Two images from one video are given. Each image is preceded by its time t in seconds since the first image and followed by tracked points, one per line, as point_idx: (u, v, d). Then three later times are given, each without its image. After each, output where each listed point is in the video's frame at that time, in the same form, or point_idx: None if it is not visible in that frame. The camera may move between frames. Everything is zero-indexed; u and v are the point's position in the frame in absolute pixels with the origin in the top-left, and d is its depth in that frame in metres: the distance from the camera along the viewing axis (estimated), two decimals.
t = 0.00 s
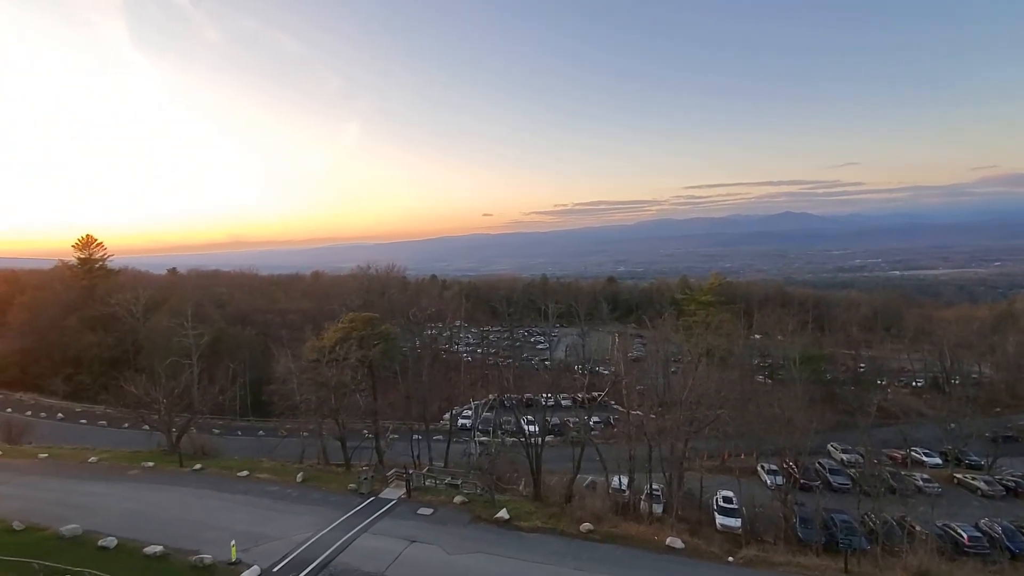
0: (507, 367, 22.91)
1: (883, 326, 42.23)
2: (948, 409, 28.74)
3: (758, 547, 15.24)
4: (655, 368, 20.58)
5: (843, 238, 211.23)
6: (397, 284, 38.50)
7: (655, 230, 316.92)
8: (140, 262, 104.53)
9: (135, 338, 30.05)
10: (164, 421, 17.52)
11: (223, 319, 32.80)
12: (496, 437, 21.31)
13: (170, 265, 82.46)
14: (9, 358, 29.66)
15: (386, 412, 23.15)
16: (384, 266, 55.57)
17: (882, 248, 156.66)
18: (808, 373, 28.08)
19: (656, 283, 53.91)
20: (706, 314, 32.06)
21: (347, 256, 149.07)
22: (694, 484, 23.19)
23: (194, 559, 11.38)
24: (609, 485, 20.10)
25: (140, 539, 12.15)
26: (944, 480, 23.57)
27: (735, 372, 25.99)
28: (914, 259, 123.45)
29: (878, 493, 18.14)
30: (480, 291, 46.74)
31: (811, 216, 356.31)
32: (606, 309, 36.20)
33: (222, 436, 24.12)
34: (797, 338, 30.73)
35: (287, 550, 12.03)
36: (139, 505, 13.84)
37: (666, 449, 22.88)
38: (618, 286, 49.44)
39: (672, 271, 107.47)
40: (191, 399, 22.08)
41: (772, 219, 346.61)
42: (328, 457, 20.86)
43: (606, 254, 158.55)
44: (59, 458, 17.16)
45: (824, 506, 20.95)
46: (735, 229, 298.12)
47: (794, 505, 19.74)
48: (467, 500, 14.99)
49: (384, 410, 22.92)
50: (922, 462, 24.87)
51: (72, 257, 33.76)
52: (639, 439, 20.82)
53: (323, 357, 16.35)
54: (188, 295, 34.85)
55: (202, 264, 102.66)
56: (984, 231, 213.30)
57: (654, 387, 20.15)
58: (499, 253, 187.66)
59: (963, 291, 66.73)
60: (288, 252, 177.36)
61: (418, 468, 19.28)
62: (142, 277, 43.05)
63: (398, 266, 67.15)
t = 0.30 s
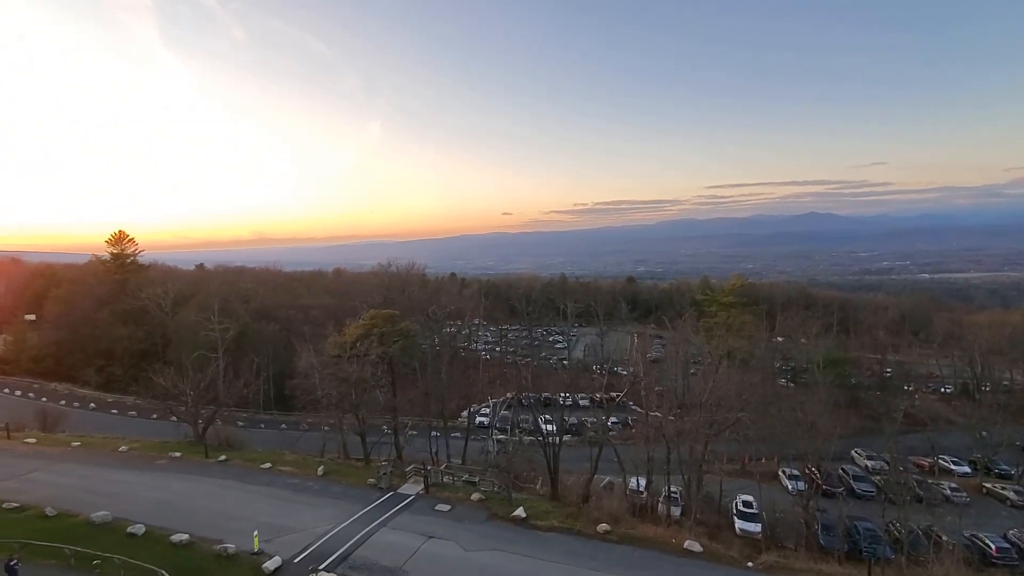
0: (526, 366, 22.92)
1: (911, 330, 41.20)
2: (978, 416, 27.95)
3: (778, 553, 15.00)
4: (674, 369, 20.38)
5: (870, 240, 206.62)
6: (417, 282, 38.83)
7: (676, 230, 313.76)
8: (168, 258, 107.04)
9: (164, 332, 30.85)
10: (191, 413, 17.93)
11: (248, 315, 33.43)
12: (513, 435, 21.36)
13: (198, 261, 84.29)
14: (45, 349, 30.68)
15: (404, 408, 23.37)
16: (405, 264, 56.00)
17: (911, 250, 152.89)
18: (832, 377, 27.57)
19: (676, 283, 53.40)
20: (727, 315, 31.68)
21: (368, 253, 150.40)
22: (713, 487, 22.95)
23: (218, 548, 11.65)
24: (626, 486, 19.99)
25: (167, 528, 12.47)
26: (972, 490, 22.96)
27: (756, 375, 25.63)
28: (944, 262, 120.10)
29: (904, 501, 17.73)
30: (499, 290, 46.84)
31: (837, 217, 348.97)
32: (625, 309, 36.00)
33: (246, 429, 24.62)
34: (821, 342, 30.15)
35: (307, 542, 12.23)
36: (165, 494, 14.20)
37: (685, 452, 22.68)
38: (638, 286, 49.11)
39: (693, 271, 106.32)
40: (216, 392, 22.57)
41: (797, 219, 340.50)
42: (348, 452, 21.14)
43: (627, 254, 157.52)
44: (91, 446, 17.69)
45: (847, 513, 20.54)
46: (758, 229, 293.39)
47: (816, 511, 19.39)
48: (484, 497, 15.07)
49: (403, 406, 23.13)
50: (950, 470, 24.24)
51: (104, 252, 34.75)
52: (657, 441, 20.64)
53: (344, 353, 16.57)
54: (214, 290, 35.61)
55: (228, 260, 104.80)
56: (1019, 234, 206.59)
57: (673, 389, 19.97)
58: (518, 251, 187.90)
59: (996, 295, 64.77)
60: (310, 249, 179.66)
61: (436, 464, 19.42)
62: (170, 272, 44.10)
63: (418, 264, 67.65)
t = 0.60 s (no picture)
0: (536, 365, 22.94)
1: (929, 333, 40.55)
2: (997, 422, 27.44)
3: (790, 557, 14.86)
4: (686, 370, 20.25)
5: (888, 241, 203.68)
6: (429, 280, 39.00)
7: (690, 230, 311.69)
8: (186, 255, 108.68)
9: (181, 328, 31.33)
10: (207, 408, 18.19)
11: (263, 311, 33.83)
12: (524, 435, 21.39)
13: (214, 258, 85.34)
14: (67, 343, 31.31)
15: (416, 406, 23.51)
16: (417, 262, 56.29)
17: (930, 252, 150.54)
18: (847, 380, 27.23)
19: (689, 284, 53.07)
20: (740, 316, 31.44)
21: (381, 252, 151.40)
22: (725, 490, 22.79)
23: (232, 542, 11.81)
24: (637, 487, 19.91)
25: (182, 520, 12.67)
26: (991, 496, 22.56)
27: (770, 377, 25.40)
28: (964, 264, 117.98)
29: (920, 507, 17.47)
30: (511, 289, 46.88)
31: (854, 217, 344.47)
32: (637, 309, 35.86)
33: (260, 424, 24.95)
34: (836, 344, 29.77)
35: (319, 537, 12.36)
36: (181, 488, 14.43)
37: (697, 453, 22.52)
38: (650, 286, 48.88)
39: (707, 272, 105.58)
40: (231, 387, 22.87)
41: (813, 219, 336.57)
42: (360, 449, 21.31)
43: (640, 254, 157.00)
44: (110, 439, 18.04)
45: (861, 518, 20.28)
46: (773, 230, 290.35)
47: (830, 515, 19.17)
48: (494, 496, 15.11)
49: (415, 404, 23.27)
50: (968, 476, 23.83)
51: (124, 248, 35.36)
52: (669, 441, 20.52)
53: (357, 351, 16.69)
54: (230, 287, 36.07)
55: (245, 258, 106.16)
56: None
57: (685, 390, 19.84)
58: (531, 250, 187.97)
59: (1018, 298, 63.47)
60: (324, 247, 181.41)
61: (447, 462, 19.50)
62: (188, 268, 44.81)
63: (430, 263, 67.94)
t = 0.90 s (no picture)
0: (546, 365, 22.90)
1: (945, 336, 39.98)
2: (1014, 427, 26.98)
3: (801, 561, 14.71)
4: (697, 372, 20.11)
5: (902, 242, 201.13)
6: (440, 280, 39.13)
7: (701, 231, 309.62)
8: (200, 253, 110.05)
9: (195, 325, 31.69)
10: (219, 405, 18.38)
11: (275, 310, 34.14)
12: (533, 435, 21.40)
13: (227, 257, 86.13)
14: (84, 340, 31.81)
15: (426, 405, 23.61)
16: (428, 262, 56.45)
17: (945, 254, 148.44)
18: (860, 383, 26.95)
19: (700, 285, 52.71)
20: (751, 318, 31.21)
21: (391, 251, 151.91)
22: (736, 493, 22.65)
23: (244, 538, 11.93)
24: (646, 489, 19.83)
25: (195, 516, 12.83)
26: (1007, 502, 22.22)
27: (781, 379, 25.18)
28: (980, 266, 116.23)
29: (934, 512, 17.23)
30: (521, 289, 46.89)
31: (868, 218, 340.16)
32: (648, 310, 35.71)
33: (271, 422, 25.19)
34: (849, 346, 29.45)
35: (329, 535, 12.44)
36: (194, 483, 14.61)
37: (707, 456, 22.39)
38: (661, 287, 48.65)
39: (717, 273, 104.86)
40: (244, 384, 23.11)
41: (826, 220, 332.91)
42: (370, 447, 21.45)
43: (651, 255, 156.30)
44: (125, 435, 18.30)
45: (874, 523, 20.05)
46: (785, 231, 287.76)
47: (842, 520, 18.96)
48: (503, 495, 15.13)
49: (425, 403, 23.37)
50: (984, 481, 23.49)
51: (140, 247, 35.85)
52: (678, 443, 20.39)
53: (367, 350, 16.76)
54: (243, 285, 36.43)
55: (257, 256, 107.40)
56: None
57: (696, 392, 19.70)
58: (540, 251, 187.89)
59: None
60: (333, 246, 182.46)
61: (456, 462, 19.54)
62: (202, 267, 45.34)
63: (440, 262, 68.17)
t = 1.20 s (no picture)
0: (557, 366, 22.86)
1: (964, 341, 39.26)
2: None
3: (814, 567, 14.53)
4: (709, 375, 19.95)
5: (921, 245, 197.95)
6: (453, 279, 39.26)
7: (715, 232, 307.22)
8: (217, 251, 111.54)
9: (211, 322, 32.14)
10: (235, 401, 18.61)
11: (290, 307, 34.47)
12: (544, 435, 21.38)
13: (243, 255, 86.96)
14: (104, 335, 32.42)
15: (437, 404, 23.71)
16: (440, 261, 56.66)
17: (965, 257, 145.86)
18: (876, 388, 26.58)
19: (714, 287, 52.27)
20: (765, 320, 30.92)
21: (404, 250, 152.95)
22: (748, 497, 22.47)
23: (257, 532, 12.06)
24: (658, 491, 19.72)
25: (210, 510, 13.00)
26: None
27: (796, 383, 24.91)
28: (1002, 270, 113.94)
29: (952, 521, 16.93)
30: (533, 290, 46.89)
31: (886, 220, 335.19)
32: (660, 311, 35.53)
33: (285, 418, 25.46)
34: (866, 351, 29.02)
35: (341, 531, 12.54)
36: (210, 478, 14.81)
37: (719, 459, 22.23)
38: (674, 288, 48.36)
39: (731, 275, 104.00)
40: (259, 381, 23.39)
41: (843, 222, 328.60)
42: (382, 445, 21.57)
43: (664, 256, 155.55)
44: (143, 429, 18.61)
45: (889, 530, 19.76)
46: (800, 233, 284.36)
47: (857, 526, 18.70)
48: (514, 495, 15.14)
49: (436, 402, 23.47)
50: (1003, 490, 23.04)
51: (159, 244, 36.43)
52: (690, 446, 20.25)
53: (380, 348, 16.87)
54: (259, 283, 36.87)
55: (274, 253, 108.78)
56: None
57: (708, 394, 19.54)
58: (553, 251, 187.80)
59: None
60: (348, 245, 184.05)
61: (467, 461, 19.59)
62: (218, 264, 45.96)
63: (453, 262, 68.32)
